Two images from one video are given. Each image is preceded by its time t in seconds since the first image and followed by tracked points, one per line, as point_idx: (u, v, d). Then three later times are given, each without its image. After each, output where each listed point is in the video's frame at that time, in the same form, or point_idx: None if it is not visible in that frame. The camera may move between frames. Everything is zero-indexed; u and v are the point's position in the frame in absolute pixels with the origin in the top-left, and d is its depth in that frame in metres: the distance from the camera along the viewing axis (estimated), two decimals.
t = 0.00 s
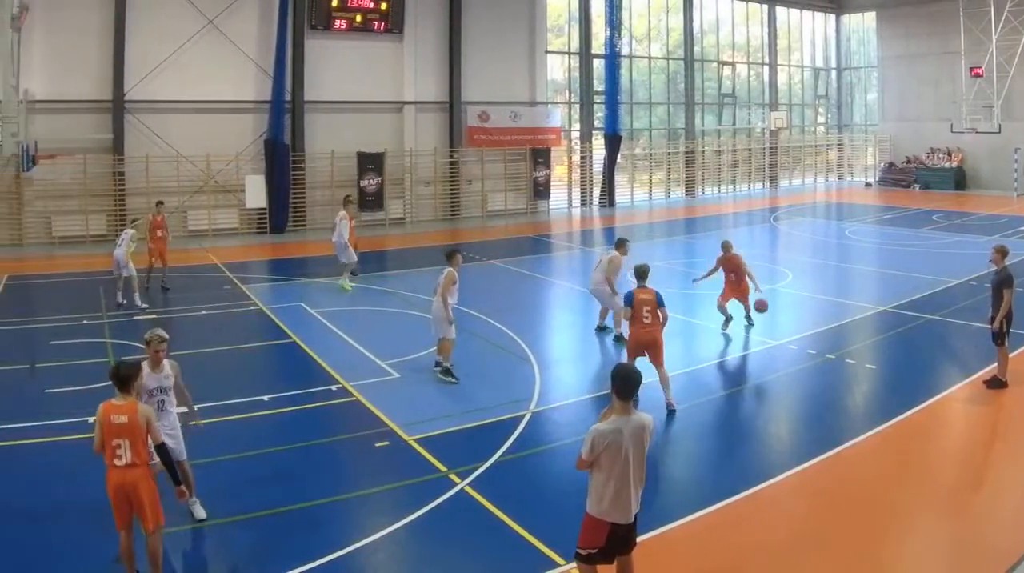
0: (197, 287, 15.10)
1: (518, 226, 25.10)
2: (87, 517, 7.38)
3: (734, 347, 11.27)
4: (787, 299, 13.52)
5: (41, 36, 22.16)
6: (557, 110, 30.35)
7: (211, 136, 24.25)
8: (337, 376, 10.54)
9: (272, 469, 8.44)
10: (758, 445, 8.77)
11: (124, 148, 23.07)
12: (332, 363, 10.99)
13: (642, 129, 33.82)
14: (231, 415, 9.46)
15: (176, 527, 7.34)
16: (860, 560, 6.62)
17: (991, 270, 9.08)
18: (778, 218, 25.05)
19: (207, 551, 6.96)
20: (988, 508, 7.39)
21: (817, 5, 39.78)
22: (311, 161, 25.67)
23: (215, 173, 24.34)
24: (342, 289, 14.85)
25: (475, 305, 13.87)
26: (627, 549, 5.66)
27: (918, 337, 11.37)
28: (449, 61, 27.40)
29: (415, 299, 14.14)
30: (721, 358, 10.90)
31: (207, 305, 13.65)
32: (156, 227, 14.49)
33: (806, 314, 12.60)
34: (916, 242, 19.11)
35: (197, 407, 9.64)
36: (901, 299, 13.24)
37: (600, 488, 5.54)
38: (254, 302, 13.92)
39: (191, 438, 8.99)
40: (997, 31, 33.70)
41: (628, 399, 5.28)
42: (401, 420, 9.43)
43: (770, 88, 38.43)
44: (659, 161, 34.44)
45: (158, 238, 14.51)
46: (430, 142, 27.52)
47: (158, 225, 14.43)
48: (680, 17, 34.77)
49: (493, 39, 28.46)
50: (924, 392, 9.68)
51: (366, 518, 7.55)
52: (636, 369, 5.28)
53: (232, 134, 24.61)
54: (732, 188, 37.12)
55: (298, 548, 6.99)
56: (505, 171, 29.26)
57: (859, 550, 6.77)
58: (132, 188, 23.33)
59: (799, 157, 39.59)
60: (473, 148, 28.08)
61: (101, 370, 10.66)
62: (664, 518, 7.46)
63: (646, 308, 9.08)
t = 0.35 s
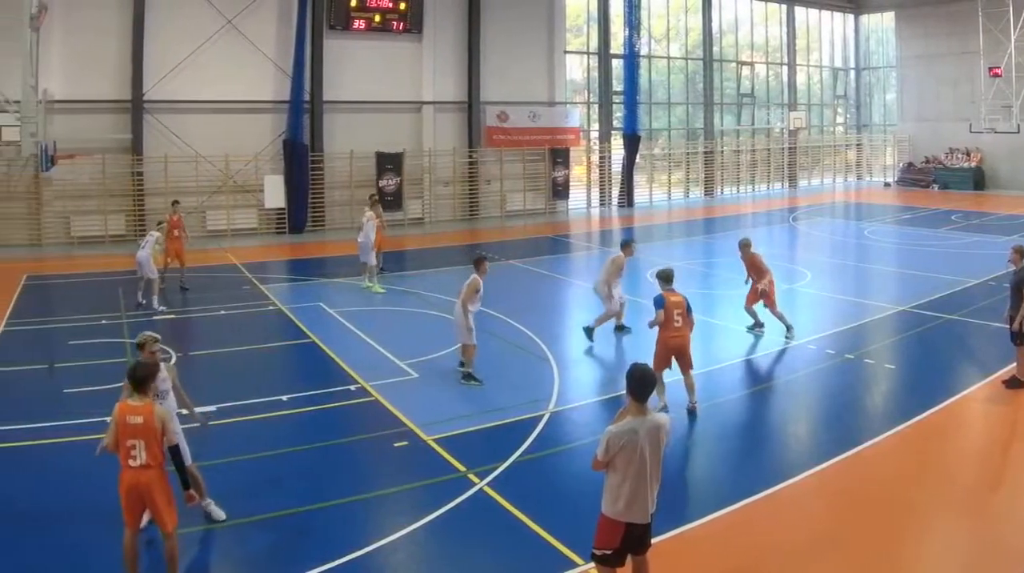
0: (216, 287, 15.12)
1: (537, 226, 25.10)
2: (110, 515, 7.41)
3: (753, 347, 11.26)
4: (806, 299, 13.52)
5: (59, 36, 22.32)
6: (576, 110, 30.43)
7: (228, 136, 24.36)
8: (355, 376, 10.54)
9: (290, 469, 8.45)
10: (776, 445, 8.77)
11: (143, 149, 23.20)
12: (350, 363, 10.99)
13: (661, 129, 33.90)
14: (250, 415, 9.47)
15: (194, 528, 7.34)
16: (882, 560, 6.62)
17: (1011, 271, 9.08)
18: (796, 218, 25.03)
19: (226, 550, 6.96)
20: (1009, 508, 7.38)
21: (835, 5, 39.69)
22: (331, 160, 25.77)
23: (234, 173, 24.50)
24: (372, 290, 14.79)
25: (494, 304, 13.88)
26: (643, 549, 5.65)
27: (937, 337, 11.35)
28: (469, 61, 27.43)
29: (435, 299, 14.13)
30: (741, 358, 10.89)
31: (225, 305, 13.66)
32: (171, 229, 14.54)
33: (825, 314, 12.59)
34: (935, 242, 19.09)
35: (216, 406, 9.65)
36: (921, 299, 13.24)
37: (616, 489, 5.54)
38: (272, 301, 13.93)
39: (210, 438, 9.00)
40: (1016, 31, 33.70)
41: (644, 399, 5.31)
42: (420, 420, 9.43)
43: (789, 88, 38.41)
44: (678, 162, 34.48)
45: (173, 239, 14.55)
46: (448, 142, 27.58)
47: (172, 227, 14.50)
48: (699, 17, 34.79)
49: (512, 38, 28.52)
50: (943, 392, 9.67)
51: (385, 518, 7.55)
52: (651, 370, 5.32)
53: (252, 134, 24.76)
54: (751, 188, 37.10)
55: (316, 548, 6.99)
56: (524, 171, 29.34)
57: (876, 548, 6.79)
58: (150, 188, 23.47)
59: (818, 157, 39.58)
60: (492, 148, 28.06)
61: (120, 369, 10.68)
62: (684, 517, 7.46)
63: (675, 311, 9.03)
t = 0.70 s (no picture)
0: (234, 286, 15.13)
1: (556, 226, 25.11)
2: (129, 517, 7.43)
3: (770, 347, 11.31)
4: (826, 299, 13.52)
5: (79, 36, 22.52)
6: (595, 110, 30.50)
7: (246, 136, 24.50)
8: (374, 376, 10.54)
9: (306, 469, 8.45)
10: (795, 445, 8.77)
11: (162, 149, 23.39)
12: (369, 362, 11.00)
13: (680, 129, 33.95)
14: (269, 415, 9.48)
15: (211, 528, 7.34)
16: (902, 560, 6.62)
17: None
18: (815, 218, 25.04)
19: (242, 551, 6.95)
20: None
21: (855, 5, 39.71)
22: (350, 160, 25.89)
23: (253, 173, 24.65)
24: (393, 289, 14.79)
25: (513, 305, 13.89)
26: (659, 550, 5.64)
27: (956, 337, 11.35)
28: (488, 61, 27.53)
29: (455, 299, 14.14)
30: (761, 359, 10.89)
31: (244, 305, 13.68)
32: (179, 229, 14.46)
33: (845, 314, 12.60)
34: (954, 242, 19.08)
35: (236, 406, 9.67)
36: (940, 299, 13.25)
37: (633, 489, 5.55)
38: (291, 302, 13.93)
39: (227, 438, 9.00)
40: None
41: (663, 398, 5.34)
42: (439, 420, 9.43)
43: (808, 88, 38.40)
44: (697, 161, 34.49)
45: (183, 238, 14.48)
46: (467, 142, 27.68)
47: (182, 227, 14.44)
48: (718, 17, 34.82)
49: (532, 38, 28.66)
50: (962, 393, 9.66)
51: (403, 518, 7.55)
52: (669, 371, 5.40)
53: (272, 134, 24.90)
54: (770, 188, 37.07)
55: (332, 549, 6.99)
56: (543, 171, 29.42)
57: (893, 548, 6.80)
58: (170, 188, 23.62)
59: (837, 157, 39.55)
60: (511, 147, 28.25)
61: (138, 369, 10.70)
62: (703, 517, 7.47)
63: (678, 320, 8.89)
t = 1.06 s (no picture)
0: (251, 286, 15.13)
1: (575, 226, 25.14)
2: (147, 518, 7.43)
3: (788, 346, 11.30)
4: (844, 299, 13.52)
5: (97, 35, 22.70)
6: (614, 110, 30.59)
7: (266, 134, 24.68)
8: (394, 376, 10.55)
9: (325, 469, 8.44)
10: (814, 445, 8.77)
11: (181, 149, 23.53)
12: (389, 362, 11.00)
13: (699, 129, 33.99)
14: (288, 415, 9.49)
15: (229, 528, 7.34)
16: (922, 559, 6.62)
17: None
18: (834, 218, 25.05)
19: (260, 552, 6.94)
20: None
21: (873, 5, 39.83)
22: (368, 161, 25.98)
23: (272, 173, 24.81)
24: (411, 290, 14.80)
25: (533, 304, 13.92)
26: (680, 550, 5.61)
27: (976, 337, 11.35)
28: (507, 60, 27.63)
29: (472, 299, 14.15)
30: (779, 359, 10.88)
31: (262, 305, 13.68)
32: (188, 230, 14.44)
33: (864, 314, 12.60)
34: (973, 242, 19.07)
35: (255, 406, 9.68)
36: (959, 299, 13.25)
37: (655, 490, 5.50)
38: (310, 301, 13.93)
39: (247, 439, 9.01)
40: None
41: (685, 397, 5.26)
42: (458, 420, 9.43)
43: (827, 88, 38.39)
44: (716, 162, 34.52)
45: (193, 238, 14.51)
46: (486, 142, 27.80)
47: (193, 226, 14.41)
48: (737, 17, 34.85)
49: (551, 39, 28.80)
50: (980, 393, 9.65)
51: (422, 518, 7.54)
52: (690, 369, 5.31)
53: (291, 134, 25.04)
54: (789, 188, 37.06)
55: (351, 549, 6.98)
56: (562, 172, 29.55)
57: (911, 548, 6.79)
58: (190, 188, 23.72)
59: (857, 157, 39.56)
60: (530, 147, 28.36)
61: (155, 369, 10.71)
62: (722, 517, 7.47)
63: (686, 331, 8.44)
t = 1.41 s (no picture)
0: (269, 286, 15.15)
1: (593, 226, 25.17)
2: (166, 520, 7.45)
3: (806, 346, 11.30)
4: (863, 299, 13.53)
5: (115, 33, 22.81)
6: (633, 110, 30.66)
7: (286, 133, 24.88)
8: (412, 376, 10.55)
9: (344, 469, 8.44)
10: (832, 445, 8.76)
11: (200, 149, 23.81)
12: (407, 362, 11.00)
13: (718, 129, 34.02)
14: (307, 415, 9.49)
15: (247, 529, 7.34)
16: (941, 558, 6.62)
17: None
18: (854, 218, 25.03)
19: (278, 552, 6.93)
20: None
21: (893, 5, 39.87)
22: (388, 161, 26.20)
23: (291, 173, 25.01)
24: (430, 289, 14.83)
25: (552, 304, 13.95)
26: (703, 551, 5.50)
27: (995, 337, 11.34)
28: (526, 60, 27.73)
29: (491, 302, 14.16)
30: (798, 358, 10.88)
31: (281, 305, 13.68)
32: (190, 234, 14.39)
33: (882, 314, 12.61)
34: (994, 242, 19.03)
35: (273, 406, 9.68)
36: (978, 299, 13.25)
37: (676, 489, 5.42)
38: (329, 302, 13.93)
39: (266, 439, 9.01)
40: None
41: (705, 395, 5.23)
42: (476, 420, 9.43)
43: (845, 88, 38.41)
44: (735, 162, 34.56)
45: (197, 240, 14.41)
46: (505, 143, 27.95)
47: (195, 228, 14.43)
48: (756, 17, 34.84)
49: (570, 39, 28.86)
50: (1000, 394, 9.63)
51: (440, 518, 7.54)
52: (710, 368, 5.29)
53: (310, 134, 25.22)
54: (808, 188, 37.10)
55: (369, 549, 6.98)
56: (581, 171, 29.66)
57: (930, 548, 6.79)
58: (207, 188, 24.03)
59: (876, 157, 39.57)
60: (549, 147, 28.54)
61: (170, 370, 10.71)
62: (741, 517, 7.47)
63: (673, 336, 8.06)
